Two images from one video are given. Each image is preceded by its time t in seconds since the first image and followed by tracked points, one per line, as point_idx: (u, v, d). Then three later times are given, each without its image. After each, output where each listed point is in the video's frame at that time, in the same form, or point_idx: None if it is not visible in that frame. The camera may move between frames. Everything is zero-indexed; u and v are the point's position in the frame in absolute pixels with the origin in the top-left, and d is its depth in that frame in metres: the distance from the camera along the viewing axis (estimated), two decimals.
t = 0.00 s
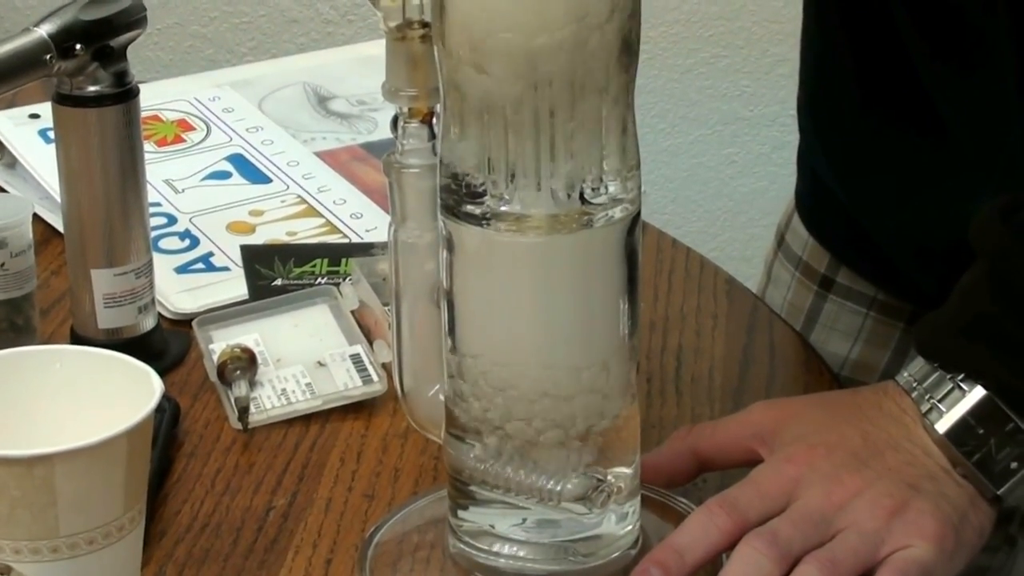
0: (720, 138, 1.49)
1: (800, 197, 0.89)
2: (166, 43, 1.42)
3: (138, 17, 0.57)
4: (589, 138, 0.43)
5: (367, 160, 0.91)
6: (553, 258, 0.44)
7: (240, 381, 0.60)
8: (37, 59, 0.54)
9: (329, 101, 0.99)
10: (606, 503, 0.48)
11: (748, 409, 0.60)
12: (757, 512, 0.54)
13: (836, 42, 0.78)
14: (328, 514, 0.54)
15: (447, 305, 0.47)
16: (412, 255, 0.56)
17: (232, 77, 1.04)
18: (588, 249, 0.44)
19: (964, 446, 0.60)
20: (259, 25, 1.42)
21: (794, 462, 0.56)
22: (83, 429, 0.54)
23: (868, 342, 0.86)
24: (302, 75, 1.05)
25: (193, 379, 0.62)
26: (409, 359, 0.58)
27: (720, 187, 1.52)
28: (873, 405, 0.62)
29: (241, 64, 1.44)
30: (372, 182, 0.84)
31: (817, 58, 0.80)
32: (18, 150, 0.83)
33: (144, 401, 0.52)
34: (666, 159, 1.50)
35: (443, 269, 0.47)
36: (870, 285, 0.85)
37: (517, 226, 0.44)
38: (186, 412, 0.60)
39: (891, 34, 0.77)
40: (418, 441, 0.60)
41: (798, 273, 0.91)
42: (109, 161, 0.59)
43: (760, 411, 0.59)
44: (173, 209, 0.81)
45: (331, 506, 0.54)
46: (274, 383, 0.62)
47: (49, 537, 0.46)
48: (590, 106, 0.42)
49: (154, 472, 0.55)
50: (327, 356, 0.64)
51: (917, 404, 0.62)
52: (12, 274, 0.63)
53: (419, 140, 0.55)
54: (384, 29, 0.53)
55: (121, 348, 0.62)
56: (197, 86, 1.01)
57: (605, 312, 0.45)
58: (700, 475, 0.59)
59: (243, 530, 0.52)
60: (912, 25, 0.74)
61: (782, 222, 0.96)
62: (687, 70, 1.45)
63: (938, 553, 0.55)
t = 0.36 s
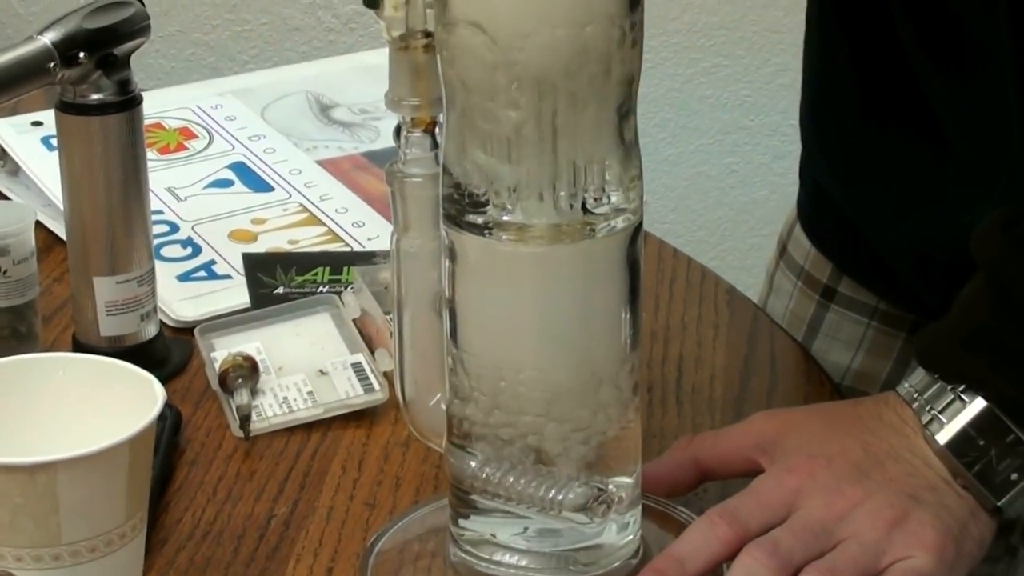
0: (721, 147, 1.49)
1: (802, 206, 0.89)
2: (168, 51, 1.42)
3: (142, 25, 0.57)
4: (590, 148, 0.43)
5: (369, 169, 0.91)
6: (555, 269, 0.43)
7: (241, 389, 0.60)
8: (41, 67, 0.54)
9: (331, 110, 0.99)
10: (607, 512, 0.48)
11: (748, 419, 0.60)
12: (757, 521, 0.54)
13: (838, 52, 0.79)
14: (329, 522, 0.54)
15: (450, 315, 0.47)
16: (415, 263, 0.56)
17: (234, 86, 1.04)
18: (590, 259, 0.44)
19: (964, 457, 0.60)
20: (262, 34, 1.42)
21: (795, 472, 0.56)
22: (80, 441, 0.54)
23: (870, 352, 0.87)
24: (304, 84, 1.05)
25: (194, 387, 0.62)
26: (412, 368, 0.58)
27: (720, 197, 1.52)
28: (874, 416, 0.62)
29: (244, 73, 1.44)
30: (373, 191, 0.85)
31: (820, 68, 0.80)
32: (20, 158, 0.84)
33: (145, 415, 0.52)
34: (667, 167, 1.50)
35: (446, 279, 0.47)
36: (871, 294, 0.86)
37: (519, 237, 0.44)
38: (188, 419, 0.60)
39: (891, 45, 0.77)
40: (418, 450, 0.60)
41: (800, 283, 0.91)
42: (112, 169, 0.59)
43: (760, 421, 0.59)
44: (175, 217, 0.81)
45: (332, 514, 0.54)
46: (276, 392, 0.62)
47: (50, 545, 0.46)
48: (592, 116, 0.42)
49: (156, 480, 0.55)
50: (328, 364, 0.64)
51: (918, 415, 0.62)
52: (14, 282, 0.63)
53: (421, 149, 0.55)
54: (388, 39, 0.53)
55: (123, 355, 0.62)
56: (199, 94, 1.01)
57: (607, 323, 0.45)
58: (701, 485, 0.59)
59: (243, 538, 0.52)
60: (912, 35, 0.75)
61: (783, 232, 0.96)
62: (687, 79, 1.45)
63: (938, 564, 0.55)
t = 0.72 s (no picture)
0: (720, 177, 1.52)
1: (801, 239, 0.89)
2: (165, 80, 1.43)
3: (143, 57, 0.58)
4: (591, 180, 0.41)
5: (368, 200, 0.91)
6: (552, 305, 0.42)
7: (241, 421, 0.61)
8: (43, 100, 0.54)
9: (330, 140, 0.99)
10: (605, 546, 0.47)
11: (747, 453, 0.61)
12: (756, 555, 0.54)
13: (836, 74, 0.80)
14: (328, 554, 0.54)
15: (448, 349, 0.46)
16: (414, 296, 0.56)
17: (235, 116, 1.04)
18: (589, 295, 0.42)
19: (962, 490, 0.60)
20: (262, 65, 1.43)
21: (794, 506, 0.57)
22: (81, 473, 0.53)
23: (869, 385, 0.87)
24: (303, 114, 1.05)
25: (194, 418, 0.63)
26: (411, 402, 0.58)
27: (719, 227, 1.55)
28: (872, 450, 0.62)
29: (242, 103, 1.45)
30: (372, 222, 0.85)
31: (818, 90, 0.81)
32: (21, 189, 0.84)
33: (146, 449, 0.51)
34: (665, 199, 1.52)
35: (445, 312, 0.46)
36: (868, 326, 0.86)
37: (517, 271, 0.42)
38: (188, 451, 0.60)
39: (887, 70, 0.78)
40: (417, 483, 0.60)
41: (799, 315, 0.92)
42: (113, 202, 0.59)
43: (759, 454, 0.60)
44: (175, 248, 0.81)
45: (331, 545, 0.54)
46: (275, 424, 0.62)
47: None
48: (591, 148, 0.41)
49: (157, 514, 0.55)
50: (328, 397, 0.64)
51: (916, 449, 0.62)
52: (14, 314, 0.63)
53: (421, 183, 0.55)
54: (389, 75, 0.53)
55: (123, 388, 0.62)
56: (199, 124, 1.02)
57: (607, 359, 0.44)
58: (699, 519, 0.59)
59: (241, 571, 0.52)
60: (911, 59, 0.76)
61: (782, 264, 0.96)
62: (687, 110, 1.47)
63: None
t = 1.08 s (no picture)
0: (706, 194, 1.53)
1: (789, 255, 0.89)
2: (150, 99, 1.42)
3: (128, 75, 0.58)
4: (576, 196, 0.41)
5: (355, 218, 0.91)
6: (538, 323, 0.41)
7: (228, 440, 0.61)
8: (27, 119, 0.54)
9: (317, 158, 0.99)
10: (593, 562, 0.47)
11: (734, 468, 0.61)
12: (744, 568, 0.54)
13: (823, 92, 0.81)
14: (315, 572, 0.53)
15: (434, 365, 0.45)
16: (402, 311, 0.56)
17: (221, 133, 1.04)
18: (575, 311, 0.42)
19: (946, 503, 0.60)
20: (250, 82, 1.43)
21: (780, 521, 0.57)
22: (69, 491, 0.53)
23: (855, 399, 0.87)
24: (290, 131, 1.05)
25: (180, 437, 0.62)
26: (398, 418, 0.57)
27: (705, 242, 1.57)
28: (859, 464, 0.62)
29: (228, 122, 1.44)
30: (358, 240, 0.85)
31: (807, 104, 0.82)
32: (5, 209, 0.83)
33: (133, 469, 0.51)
34: (650, 216, 1.53)
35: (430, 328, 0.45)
36: (854, 340, 0.86)
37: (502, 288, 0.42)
38: (173, 470, 0.60)
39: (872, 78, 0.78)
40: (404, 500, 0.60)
41: (787, 329, 0.92)
42: (97, 222, 0.59)
43: (745, 468, 0.60)
44: (161, 267, 0.81)
45: (317, 564, 0.54)
46: (262, 442, 0.62)
47: None
48: (576, 164, 0.40)
49: (143, 531, 0.55)
50: (315, 415, 0.64)
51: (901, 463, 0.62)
52: None
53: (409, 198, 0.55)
54: (377, 91, 0.53)
55: (109, 407, 0.62)
56: (186, 142, 1.02)
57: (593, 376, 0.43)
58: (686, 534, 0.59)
59: None
60: (894, 75, 0.76)
61: (768, 279, 0.96)
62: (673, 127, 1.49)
63: None
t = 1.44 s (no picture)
0: (691, 214, 1.54)
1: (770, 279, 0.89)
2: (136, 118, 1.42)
3: (118, 95, 0.58)
4: (564, 215, 0.40)
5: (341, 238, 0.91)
6: (524, 342, 0.41)
7: (217, 457, 0.61)
8: (17, 139, 0.55)
9: (305, 178, 1.00)
10: None
11: (716, 487, 0.61)
12: None
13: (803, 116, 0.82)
14: None
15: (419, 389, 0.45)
16: (388, 333, 0.56)
17: (210, 153, 1.05)
18: (561, 330, 0.42)
19: (926, 523, 0.61)
20: (235, 104, 1.42)
21: (762, 538, 0.57)
22: (59, 506, 0.54)
23: (837, 418, 0.88)
24: (277, 152, 1.05)
25: (169, 454, 0.63)
26: (385, 437, 0.58)
27: (687, 262, 1.57)
28: (841, 484, 0.63)
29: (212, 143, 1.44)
30: (346, 260, 0.86)
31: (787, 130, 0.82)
32: None
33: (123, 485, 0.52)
34: (635, 235, 1.54)
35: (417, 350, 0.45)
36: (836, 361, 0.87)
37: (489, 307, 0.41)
38: (163, 486, 0.61)
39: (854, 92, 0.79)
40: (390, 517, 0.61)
41: (767, 349, 0.93)
42: (88, 241, 0.60)
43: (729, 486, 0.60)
44: (150, 286, 0.81)
45: None
46: (250, 460, 0.62)
47: None
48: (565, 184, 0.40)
49: (133, 548, 0.55)
50: (302, 433, 0.65)
51: (883, 483, 0.63)
52: None
53: (395, 220, 0.55)
54: (365, 114, 0.54)
55: (99, 424, 0.63)
56: (175, 162, 1.02)
57: (577, 396, 0.43)
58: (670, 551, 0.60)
59: None
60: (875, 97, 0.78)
61: (751, 299, 0.97)
62: (655, 148, 1.49)
63: None
